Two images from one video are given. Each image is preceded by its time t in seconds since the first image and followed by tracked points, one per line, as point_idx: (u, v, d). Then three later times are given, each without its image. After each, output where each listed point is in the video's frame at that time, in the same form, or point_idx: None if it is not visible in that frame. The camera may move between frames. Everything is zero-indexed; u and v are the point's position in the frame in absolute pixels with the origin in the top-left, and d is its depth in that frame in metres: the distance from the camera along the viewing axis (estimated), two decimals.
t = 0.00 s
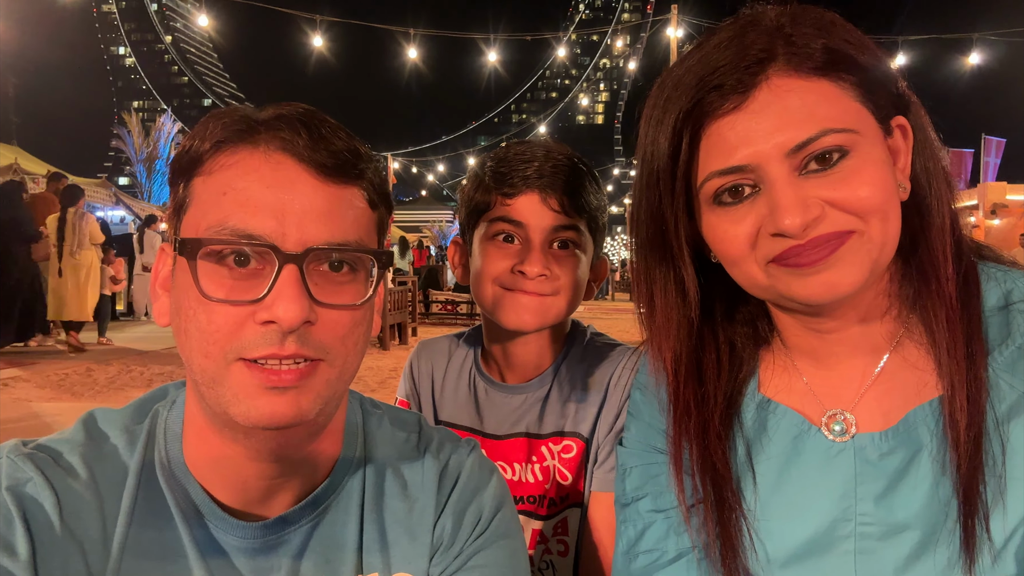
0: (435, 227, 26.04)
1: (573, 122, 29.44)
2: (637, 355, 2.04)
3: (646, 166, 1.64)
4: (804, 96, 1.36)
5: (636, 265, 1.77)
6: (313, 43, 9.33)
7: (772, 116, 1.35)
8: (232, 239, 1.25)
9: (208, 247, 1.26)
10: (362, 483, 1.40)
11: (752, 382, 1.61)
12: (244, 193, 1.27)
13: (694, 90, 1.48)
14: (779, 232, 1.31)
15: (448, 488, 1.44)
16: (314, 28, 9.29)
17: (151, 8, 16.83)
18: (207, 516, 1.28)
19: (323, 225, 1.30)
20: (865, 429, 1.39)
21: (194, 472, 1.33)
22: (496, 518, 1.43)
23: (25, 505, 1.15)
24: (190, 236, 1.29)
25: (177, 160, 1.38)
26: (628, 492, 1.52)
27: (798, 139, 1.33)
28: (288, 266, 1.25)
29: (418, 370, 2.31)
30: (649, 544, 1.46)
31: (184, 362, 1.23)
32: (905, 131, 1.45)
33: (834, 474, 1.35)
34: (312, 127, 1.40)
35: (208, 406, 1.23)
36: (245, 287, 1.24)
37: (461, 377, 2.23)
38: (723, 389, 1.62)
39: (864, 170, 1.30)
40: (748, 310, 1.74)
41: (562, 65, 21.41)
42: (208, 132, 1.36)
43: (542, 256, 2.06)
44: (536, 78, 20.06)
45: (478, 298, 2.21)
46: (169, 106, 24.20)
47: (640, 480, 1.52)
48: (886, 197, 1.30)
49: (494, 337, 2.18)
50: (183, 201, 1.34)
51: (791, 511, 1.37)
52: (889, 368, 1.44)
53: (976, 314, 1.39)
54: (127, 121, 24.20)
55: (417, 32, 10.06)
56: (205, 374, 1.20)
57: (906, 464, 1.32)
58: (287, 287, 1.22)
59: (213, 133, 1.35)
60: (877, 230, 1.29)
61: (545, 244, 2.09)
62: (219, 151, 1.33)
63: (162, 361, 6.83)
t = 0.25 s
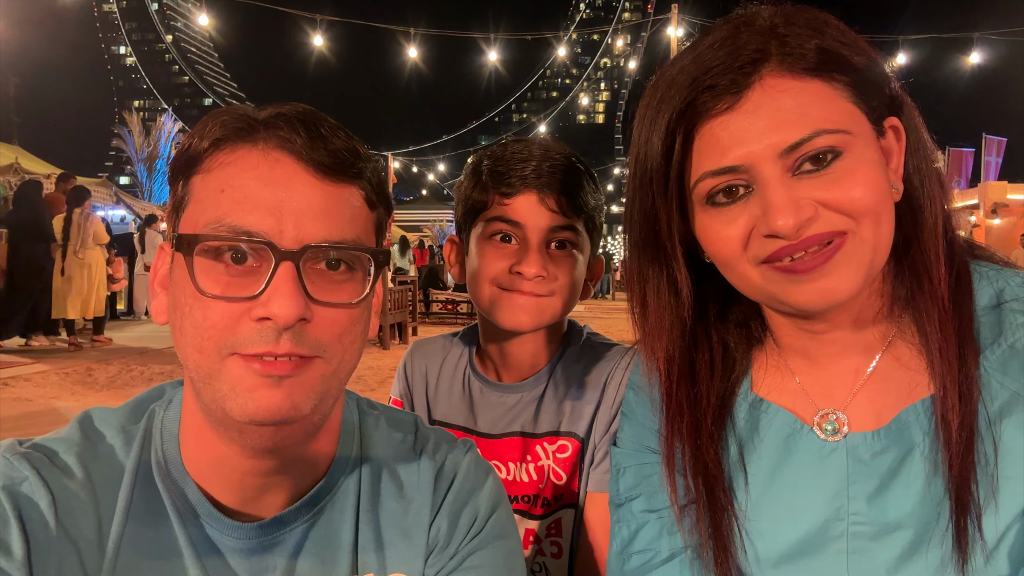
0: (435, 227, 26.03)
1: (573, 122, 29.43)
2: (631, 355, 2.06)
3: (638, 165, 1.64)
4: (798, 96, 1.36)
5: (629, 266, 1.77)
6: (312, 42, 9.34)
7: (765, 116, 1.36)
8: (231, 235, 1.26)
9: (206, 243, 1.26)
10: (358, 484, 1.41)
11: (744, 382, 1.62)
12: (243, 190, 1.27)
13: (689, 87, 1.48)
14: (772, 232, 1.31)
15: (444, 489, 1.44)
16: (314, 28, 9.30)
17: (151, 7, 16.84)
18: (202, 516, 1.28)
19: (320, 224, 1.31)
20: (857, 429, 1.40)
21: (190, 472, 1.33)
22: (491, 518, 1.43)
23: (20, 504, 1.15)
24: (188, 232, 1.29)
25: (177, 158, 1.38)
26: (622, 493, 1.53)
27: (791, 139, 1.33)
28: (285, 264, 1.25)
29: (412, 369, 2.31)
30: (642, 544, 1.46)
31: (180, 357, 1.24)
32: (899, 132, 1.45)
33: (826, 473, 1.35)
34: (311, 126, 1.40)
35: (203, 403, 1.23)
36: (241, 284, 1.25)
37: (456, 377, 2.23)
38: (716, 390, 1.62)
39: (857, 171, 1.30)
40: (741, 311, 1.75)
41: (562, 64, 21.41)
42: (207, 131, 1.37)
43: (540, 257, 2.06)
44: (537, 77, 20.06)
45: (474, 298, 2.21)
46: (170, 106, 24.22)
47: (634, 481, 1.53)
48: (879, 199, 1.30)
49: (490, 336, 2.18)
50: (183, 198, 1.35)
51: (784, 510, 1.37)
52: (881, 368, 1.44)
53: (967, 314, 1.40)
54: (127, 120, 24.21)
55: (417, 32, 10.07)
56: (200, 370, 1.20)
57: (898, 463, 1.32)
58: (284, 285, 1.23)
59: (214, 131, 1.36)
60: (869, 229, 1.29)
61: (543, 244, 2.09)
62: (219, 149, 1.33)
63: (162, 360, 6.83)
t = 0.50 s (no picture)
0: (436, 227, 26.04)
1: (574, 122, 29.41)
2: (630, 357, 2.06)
3: (639, 162, 1.65)
4: (799, 79, 1.38)
5: (631, 254, 1.76)
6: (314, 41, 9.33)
7: (766, 98, 1.37)
8: (232, 233, 1.25)
9: (208, 240, 1.26)
10: (357, 486, 1.40)
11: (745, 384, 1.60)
12: (247, 188, 1.27)
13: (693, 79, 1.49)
14: (779, 210, 1.30)
15: (443, 492, 1.44)
16: (314, 27, 9.28)
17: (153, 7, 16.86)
18: (201, 517, 1.28)
19: (322, 225, 1.30)
20: (859, 428, 1.39)
21: (190, 472, 1.33)
22: (491, 521, 1.43)
23: (19, 505, 1.15)
24: (191, 229, 1.29)
25: (182, 158, 1.38)
26: (620, 493, 1.53)
27: (795, 119, 1.34)
28: (285, 262, 1.25)
29: (409, 370, 2.32)
30: (641, 546, 1.46)
31: (180, 354, 1.24)
32: (897, 128, 1.47)
33: (826, 473, 1.35)
34: (317, 128, 1.40)
35: (202, 401, 1.22)
36: (241, 282, 1.24)
37: (452, 380, 2.23)
38: (718, 392, 1.60)
39: (861, 152, 1.31)
40: (743, 313, 1.74)
41: (563, 64, 21.41)
42: (213, 130, 1.37)
43: (542, 259, 2.06)
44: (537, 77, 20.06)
45: (476, 299, 2.20)
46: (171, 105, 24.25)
47: (633, 482, 1.54)
48: (882, 182, 1.30)
49: (489, 337, 2.18)
50: (187, 197, 1.35)
51: (784, 510, 1.37)
52: (884, 364, 1.44)
53: (969, 313, 1.38)
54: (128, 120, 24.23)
55: (418, 32, 10.07)
56: (198, 366, 1.20)
57: (899, 463, 1.31)
58: (284, 284, 1.23)
59: (219, 130, 1.36)
60: (869, 228, 1.28)
61: (546, 246, 2.09)
62: (222, 148, 1.33)
63: (163, 359, 6.83)
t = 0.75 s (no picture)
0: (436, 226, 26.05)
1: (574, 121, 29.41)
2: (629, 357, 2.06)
3: (620, 195, 1.64)
4: (771, 107, 1.36)
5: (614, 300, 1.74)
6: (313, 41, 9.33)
7: (740, 130, 1.35)
8: (233, 234, 1.25)
9: (208, 240, 1.25)
10: (357, 488, 1.40)
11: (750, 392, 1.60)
12: (248, 189, 1.27)
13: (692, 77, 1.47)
14: (764, 244, 1.30)
15: (443, 493, 1.43)
16: (314, 26, 9.27)
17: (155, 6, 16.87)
18: (201, 517, 1.27)
19: (323, 226, 1.30)
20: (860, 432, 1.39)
21: (189, 472, 1.32)
22: (491, 523, 1.42)
23: (18, 506, 1.14)
24: (191, 228, 1.29)
25: (185, 158, 1.38)
26: (622, 495, 1.52)
27: (771, 149, 1.32)
28: (284, 263, 1.24)
29: (407, 371, 2.31)
30: (643, 547, 1.46)
31: (179, 352, 1.23)
32: (876, 131, 1.45)
33: (829, 476, 1.34)
34: (318, 130, 1.40)
35: (201, 400, 1.22)
36: (241, 283, 1.24)
37: (451, 381, 2.22)
38: (724, 409, 1.58)
39: (840, 173, 1.29)
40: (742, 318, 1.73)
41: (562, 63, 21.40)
42: (215, 131, 1.37)
43: (543, 260, 2.05)
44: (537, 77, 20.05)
45: (476, 299, 2.20)
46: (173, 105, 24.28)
47: (635, 483, 1.53)
48: (865, 203, 1.29)
49: (489, 337, 2.17)
50: (189, 197, 1.35)
51: (786, 513, 1.37)
52: (882, 371, 1.43)
53: (966, 317, 1.36)
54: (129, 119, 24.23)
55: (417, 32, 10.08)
56: (197, 365, 1.20)
57: (902, 465, 1.31)
58: (283, 285, 1.22)
59: (221, 131, 1.36)
60: (863, 235, 1.27)
61: (547, 247, 2.08)
62: (224, 148, 1.33)
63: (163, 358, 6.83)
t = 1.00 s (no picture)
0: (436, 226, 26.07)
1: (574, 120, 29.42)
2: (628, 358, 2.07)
3: (620, 184, 1.63)
4: (776, 104, 1.35)
5: (613, 290, 1.73)
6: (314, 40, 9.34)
7: (745, 126, 1.35)
8: (232, 235, 1.25)
9: (206, 240, 1.26)
10: (355, 487, 1.40)
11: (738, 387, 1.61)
12: (245, 190, 1.27)
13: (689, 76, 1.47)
14: (764, 241, 1.30)
15: (441, 492, 1.44)
16: (314, 25, 9.27)
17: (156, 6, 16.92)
18: (200, 515, 1.28)
19: (320, 226, 1.30)
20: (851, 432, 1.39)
21: (189, 470, 1.33)
22: (488, 522, 1.43)
23: (17, 505, 1.15)
24: (188, 231, 1.29)
25: (182, 158, 1.39)
26: (615, 495, 1.54)
27: (776, 146, 1.32)
28: (281, 264, 1.25)
29: (406, 370, 2.32)
30: (637, 547, 1.47)
31: (177, 352, 1.24)
32: (878, 131, 1.45)
33: (821, 476, 1.34)
34: (316, 130, 1.40)
35: (199, 398, 1.23)
36: (239, 283, 1.24)
37: (451, 379, 2.23)
38: (710, 406, 1.60)
39: (841, 174, 1.30)
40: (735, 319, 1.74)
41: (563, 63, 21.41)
42: (212, 131, 1.38)
43: (542, 259, 2.06)
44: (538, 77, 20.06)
45: (475, 298, 2.20)
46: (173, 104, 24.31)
47: (628, 483, 1.55)
48: (866, 200, 1.30)
49: (487, 336, 2.18)
50: (187, 197, 1.36)
51: (779, 513, 1.36)
52: (874, 371, 1.43)
53: (958, 315, 1.38)
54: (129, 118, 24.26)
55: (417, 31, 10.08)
56: (195, 365, 1.21)
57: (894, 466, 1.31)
58: (280, 285, 1.23)
59: (219, 131, 1.37)
60: (858, 233, 1.28)
61: (546, 246, 2.09)
62: (221, 149, 1.34)
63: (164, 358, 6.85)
